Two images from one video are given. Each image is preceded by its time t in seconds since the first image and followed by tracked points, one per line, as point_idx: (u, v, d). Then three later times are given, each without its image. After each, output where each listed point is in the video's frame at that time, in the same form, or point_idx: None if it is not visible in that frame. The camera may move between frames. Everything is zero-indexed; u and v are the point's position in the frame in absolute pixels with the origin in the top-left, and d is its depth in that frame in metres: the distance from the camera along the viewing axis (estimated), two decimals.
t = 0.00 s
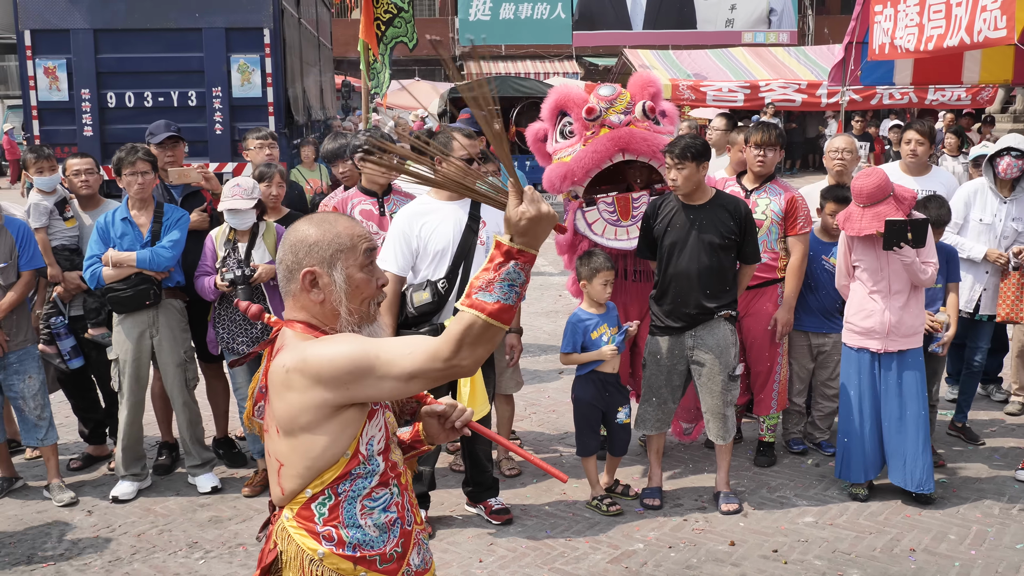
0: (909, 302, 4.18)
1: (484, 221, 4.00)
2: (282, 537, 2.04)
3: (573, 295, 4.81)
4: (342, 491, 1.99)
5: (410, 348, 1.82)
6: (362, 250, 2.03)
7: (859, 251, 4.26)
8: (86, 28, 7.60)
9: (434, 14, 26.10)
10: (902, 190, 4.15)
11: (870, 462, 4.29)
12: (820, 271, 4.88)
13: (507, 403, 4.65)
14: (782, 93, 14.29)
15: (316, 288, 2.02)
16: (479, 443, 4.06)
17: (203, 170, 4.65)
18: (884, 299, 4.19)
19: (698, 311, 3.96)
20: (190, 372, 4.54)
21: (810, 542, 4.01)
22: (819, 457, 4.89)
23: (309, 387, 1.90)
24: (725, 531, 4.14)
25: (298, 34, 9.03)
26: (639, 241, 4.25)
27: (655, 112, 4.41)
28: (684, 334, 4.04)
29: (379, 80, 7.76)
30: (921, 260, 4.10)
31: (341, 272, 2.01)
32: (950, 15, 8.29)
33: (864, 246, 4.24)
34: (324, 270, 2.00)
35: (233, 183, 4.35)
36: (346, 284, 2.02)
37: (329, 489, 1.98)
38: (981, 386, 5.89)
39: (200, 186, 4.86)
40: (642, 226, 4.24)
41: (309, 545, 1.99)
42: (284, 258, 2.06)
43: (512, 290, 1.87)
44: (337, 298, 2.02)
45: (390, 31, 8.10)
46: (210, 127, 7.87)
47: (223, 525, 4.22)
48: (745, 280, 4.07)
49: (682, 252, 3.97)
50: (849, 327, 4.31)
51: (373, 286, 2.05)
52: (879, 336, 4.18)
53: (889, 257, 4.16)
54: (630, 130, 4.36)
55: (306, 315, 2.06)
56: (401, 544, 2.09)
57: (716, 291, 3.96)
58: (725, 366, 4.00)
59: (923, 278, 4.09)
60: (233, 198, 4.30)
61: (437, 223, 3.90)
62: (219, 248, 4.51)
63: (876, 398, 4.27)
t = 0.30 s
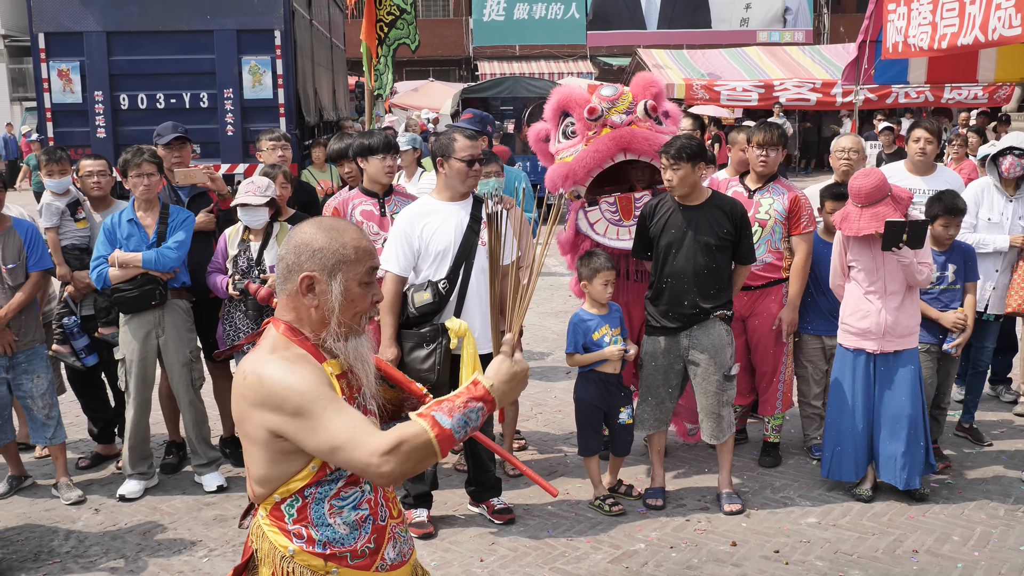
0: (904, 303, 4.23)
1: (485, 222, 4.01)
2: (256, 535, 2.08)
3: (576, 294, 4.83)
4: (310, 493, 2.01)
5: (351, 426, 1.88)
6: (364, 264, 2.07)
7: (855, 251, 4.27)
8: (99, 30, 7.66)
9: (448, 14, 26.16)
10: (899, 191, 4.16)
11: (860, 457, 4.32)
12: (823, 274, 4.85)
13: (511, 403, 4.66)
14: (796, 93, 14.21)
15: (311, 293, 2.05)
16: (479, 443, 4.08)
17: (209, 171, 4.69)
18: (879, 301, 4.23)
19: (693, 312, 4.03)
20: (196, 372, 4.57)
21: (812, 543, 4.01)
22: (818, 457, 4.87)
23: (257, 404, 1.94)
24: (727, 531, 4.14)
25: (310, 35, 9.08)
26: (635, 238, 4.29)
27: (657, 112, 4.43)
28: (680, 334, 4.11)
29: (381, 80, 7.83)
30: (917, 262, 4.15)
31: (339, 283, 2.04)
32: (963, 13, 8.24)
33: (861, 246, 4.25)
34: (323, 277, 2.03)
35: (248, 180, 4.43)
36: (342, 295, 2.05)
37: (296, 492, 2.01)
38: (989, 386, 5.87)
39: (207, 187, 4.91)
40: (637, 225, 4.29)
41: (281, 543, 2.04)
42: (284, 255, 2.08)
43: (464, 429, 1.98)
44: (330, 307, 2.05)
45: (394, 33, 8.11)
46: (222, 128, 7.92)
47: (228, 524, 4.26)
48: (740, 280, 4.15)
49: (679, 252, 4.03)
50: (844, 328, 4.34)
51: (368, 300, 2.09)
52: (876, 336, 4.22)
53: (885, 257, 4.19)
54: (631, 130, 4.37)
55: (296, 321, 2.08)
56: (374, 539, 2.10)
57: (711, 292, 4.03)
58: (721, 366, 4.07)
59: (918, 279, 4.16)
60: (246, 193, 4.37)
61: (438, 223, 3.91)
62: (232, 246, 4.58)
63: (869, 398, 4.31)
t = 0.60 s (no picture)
0: (919, 301, 4.21)
1: (497, 221, 4.02)
2: (247, 525, 2.09)
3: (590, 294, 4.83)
4: (296, 491, 2.03)
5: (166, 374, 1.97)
6: (400, 275, 2.12)
7: (871, 246, 4.27)
8: (125, 32, 7.75)
9: (474, 14, 26.22)
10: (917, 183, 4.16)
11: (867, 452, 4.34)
12: (840, 275, 4.83)
13: (525, 402, 4.68)
14: (822, 91, 13.85)
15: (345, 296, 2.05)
16: (491, 441, 4.11)
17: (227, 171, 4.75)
18: (894, 298, 4.21)
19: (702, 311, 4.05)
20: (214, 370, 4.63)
21: (825, 543, 3.99)
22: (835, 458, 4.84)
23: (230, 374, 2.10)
24: (739, 531, 4.13)
25: (333, 36, 9.13)
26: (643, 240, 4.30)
27: (670, 111, 4.43)
28: (689, 333, 4.13)
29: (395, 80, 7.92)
30: (933, 259, 4.13)
31: (375, 289, 2.07)
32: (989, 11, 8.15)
33: (877, 241, 4.25)
34: (360, 282, 2.05)
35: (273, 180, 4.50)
36: (376, 302, 2.07)
37: (283, 488, 2.02)
38: (1011, 388, 5.80)
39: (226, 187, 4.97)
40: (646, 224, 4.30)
41: (267, 536, 2.05)
42: (321, 255, 2.08)
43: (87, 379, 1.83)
44: (362, 311, 2.06)
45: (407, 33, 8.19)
46: (245, 128, 7.98)
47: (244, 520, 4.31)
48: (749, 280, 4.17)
49: (689, 252, 4.05)
50: (858, 327, 4.32)
51: (397, 310, 2.13)
52: (889, 335, 4.20)
53: (902, 252, 4.18)
54: (644, 129, 4.37)
55: (320, 323, 2.09)
56: (359, 543, 2.10)
57: (721, 292, 4.05)
58: (729, 365, 4.08)
59: (934, 277, 4.12)
60: (272, 191, 4.41)
61: (448, 223, 3.93)
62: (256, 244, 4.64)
63: (880, 400, 4.31)
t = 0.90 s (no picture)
0: (940, 301, 4.18)
1: (513, 220, 4.04)
2: (243, 507, 2.20)
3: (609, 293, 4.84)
4: (273, 480, 2.08)
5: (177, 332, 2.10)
6: (411, 280, 2.09)
7: (892, 246, 4.26)
8: (155, 33, 7.84)
9: (505, 13, 26.26)
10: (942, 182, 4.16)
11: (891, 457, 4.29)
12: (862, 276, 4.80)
13: (544, 401, 4.69)
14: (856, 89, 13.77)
15: (355, 299, 2.07)
16: (507, 439, 4.13)
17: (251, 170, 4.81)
18: (915, 297, 4.19)
19: (719, 310, 4.04)
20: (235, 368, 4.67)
21: (842, 544, 3.97)
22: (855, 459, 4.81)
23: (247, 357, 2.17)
24: (755, 531, 4.12)
25: (360, 36, 9.19)
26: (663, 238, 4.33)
27: (689, 110, 4.42)
28: (706, 332, 4.13)
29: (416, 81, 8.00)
30: (954, 258, 4.11)
31: (383, 294, 2.06)
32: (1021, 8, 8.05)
33: (897, 240, 4.25)
34: (368, 286, 2.05)
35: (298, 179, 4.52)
36: (384, 307, 2.07)
37: (260, 476, 2.08)
38: None
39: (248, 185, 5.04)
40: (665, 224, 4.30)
41: (250, 520, 2.14)
42: (335, 257, 2.10)
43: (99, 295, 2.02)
44: (370, 314, 2.07)
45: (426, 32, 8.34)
46: (273, 128, 8.05)
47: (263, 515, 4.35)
48: (767, 280, 4.15)
49: (704, 251, 4.04)
50: (878, 327, 4.29)
51: (407, 315, 2.12)
52: (909, 335, 4.17)
53: (923, 251, 4.17)
54: (663, 127, 4.37)
55: (333, 318, 2.12)
56: (328, 546, 2.09)
57: (738, 290, 4.04)
58: (745, 364, 4.07)
59: (955, 276, 4.11)
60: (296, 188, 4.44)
61: (464, 221, 3.96)
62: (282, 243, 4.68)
63: (901, 400, 4.26)
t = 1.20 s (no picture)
0: (966, 301, 4.13)
1: (536, 218, 4.05)
2: (271, 501, 2.20)
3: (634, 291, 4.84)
4: (304, 471, 2.09)
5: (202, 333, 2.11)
6: (434, 273, 2.11)
7: (918, 245, 4.23)
8: (187, 33, 7.92)
9: (536, 13, 26.29)
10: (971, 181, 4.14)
11: (919, 465, 4.22)
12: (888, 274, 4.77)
13: (567, 399, 4.70)
14: (889, 89, 13.64)
15: (378, 290, 2.10)
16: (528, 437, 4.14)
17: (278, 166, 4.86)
18: (941, 296, 4.15)
19: (744, 308, 4.03)
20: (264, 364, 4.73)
21: (864, 545, 3.94)
22: (881, 460, 4.78)
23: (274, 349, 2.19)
24: (777, 530, 4.10)
25: (390, 35, 9.24)
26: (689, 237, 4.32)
27: (712, 108, 4.41)
28: (731, 331, 4.11)
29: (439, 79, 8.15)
30: (980, 257, 4.08)
31: (406, 285, 2.09)
32: None
33: (924, 240, 4.21)
34: (391, 276, 2.08)
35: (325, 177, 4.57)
36: (406, 297, 2.09)
37: (292, 467, 2.09)
38: None
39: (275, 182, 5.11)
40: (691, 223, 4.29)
41: (281, 511, 2.13)
42: (362, 250, 2.14)
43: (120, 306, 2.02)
44: (392, 305, 2.09)
45: (451, 31, 8.43)
46: (302, 127, 8.11)
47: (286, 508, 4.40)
48: (793, 278, 4.13)
49: (730, 249, 4.03)
50: (903, 326, 4.26)
51: (430, 309, 2.14)
52: (934, 335, 4.13)
53: (949, 250, 4.13)
54: (686, 126, 4.37)
55: (358, 311, 2.14)
56: (363, 534, 2.10)
57: (763, 289, 4.02)
58: (771, 363, 4.05)
59: (982, 275, 4.06)
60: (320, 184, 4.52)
61: (487, 219, 3.98)
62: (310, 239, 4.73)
63: (930, 399, 4.20)
